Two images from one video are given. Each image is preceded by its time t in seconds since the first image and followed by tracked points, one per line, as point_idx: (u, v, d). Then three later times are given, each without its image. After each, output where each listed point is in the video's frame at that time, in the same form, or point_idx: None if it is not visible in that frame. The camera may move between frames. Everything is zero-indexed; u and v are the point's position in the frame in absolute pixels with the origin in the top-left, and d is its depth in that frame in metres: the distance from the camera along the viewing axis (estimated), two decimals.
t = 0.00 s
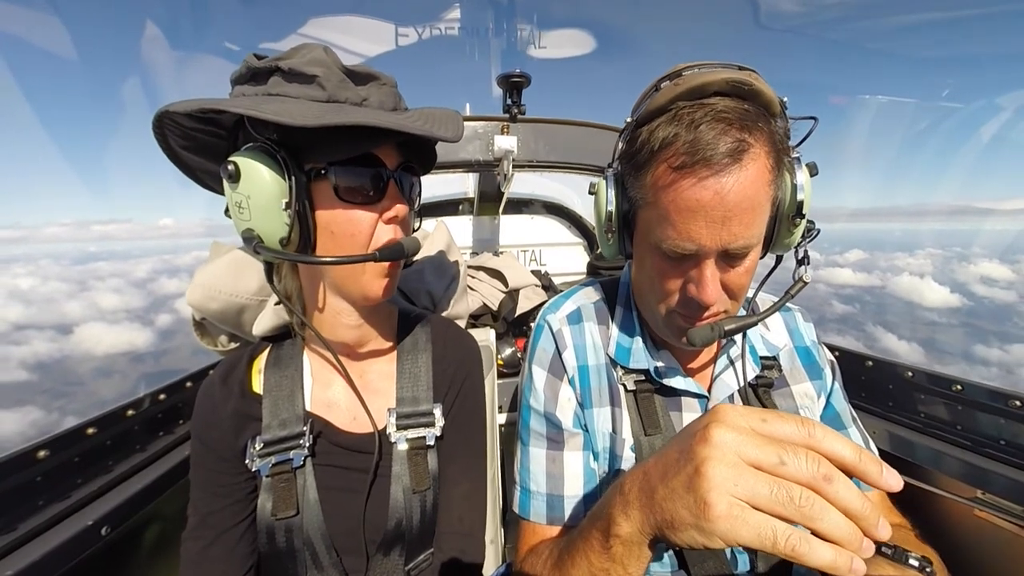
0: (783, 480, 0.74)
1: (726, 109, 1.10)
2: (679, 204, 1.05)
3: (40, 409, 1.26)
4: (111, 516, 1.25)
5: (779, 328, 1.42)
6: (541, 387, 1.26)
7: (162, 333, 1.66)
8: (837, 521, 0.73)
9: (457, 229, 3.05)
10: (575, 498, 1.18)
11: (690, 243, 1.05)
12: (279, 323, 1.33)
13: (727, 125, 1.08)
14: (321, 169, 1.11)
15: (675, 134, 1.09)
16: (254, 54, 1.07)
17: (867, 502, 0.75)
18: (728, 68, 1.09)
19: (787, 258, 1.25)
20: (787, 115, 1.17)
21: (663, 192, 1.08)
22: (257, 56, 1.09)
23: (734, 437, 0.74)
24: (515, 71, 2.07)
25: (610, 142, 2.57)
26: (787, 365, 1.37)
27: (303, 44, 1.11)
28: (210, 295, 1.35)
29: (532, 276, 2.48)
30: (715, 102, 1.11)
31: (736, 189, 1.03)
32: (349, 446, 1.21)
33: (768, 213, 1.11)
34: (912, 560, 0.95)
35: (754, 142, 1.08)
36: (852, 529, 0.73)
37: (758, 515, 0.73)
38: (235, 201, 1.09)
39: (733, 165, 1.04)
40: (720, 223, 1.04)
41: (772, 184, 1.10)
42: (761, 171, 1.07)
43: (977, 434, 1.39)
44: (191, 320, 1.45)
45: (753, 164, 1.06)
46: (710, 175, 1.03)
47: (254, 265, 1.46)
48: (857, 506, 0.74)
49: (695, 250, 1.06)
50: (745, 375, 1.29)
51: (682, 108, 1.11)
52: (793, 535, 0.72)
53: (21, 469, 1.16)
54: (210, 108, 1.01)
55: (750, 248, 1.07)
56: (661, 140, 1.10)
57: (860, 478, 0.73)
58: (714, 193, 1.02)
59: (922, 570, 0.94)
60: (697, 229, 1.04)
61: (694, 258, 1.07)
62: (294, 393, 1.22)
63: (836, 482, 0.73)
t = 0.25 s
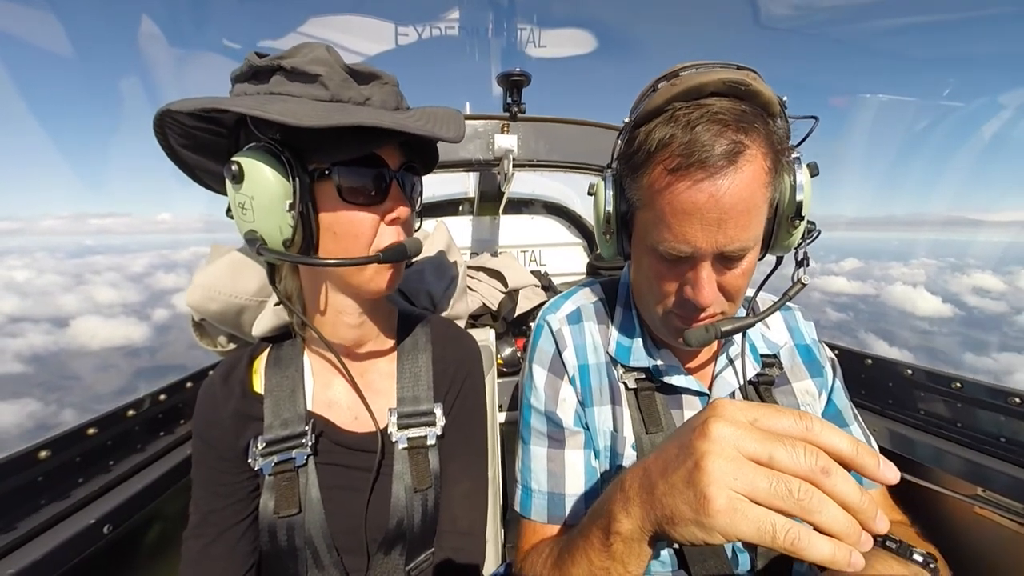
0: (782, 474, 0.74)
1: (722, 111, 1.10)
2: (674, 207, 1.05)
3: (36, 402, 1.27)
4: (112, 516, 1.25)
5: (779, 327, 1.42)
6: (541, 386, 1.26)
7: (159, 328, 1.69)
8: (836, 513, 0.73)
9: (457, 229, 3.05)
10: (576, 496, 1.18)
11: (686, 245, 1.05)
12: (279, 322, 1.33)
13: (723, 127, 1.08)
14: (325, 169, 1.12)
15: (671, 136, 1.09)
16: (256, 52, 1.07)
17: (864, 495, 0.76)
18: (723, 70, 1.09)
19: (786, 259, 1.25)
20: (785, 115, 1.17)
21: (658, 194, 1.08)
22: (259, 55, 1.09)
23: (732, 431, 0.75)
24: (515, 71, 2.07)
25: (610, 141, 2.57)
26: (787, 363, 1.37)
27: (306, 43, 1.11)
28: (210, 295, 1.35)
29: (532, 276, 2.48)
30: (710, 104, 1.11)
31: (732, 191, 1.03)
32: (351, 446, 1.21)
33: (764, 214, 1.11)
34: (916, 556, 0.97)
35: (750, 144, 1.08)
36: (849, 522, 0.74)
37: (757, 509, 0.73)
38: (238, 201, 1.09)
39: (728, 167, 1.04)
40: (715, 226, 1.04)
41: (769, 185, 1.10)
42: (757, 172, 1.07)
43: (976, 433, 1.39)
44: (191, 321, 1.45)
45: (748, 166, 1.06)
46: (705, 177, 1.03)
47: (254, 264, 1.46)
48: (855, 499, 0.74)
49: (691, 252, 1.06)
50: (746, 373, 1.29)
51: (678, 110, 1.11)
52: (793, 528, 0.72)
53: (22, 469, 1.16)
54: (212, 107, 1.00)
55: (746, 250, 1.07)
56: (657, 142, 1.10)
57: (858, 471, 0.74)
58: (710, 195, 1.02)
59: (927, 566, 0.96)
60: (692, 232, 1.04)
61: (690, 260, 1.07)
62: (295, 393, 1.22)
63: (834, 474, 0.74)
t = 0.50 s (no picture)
0: (778, 472, 0.74)
1: (725, 103, 1.10)
2: (679, 197, 1.05)
3: (36, 396, 1.33)
4: (111, 515, 1.25)
5: (779, 325, 1.42)
6: (542, 386, 1.26)
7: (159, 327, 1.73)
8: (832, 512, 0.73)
9: (457, 228, 3.04)
10: (576, 496, 1.18)
11: (691, 236, 1.05)
12: (279, 321, 1.32)
13: (727, 118, 1.08)
14: (336, 170, 1.11)
15: (675, 128, 1.09)
16: (269, 51, 1.07)
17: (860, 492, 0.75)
18: (726, 62, 1.09)
19: (786, 254, 1.24)
20: (787, 111, 1.17)
21: (663, 186, 1.08)
22: (272, 54, 1.08)
23: (729, 429, 0.74)
24: (515, 71, 2.06)
25: (610, 141, 2.57)
26: (787, 362, 1.37)
27: (319, 44, 1.11)
28: (210, 293, 1.35)
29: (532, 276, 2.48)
30: (714, 97, 1.11)
31: (737, 181, 1.03)
32: (351, 446, 1.21)
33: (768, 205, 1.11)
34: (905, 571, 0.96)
35: (754, 135, 1.08)
36: (845, 519, 0.74)
37: (754, 507, 0.73)
38: (249, 198, 1.09)
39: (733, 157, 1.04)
40: (720, 215, 1.04)
41: (773, 177, 1.10)
42: (761, 163, 1.07)
43: (976, 434, 1.39)
44: (192, 320, 1.45)
45: (753, 156, 1.06)
46: (710, 167, 1.03)
47: (255, 264, 1.46)
48: (849, 497, 0.74)
49: (696, 243, 1.06)
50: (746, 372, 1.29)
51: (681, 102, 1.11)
52: (789, 526, 0.72)
53: (21, 469, 1.16)
54: (223, 104, 1.00)
55: (751, 240, 1.07)
56: (661, 134, 1.10)
57: (854, 469, 0.74)
58: (715, 185, 1.02)
59: None
60: (697, 222, 1.04)
61: (694, 251, 1.07)
62: (295, 392, 1.22)
63: (830, 472, 0.73)
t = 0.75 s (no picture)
0: (772, 468, 0.74)
1: (713, 102, 1.11)
2: (670, 196, 1.05)
3: (42, 402, 1.35)
4: (111, 515, 1.25)
5: (778, 326, 1.42)
6: (540, 386, 1.26)
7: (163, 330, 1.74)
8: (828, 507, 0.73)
9: (457, 229, 3.05)
10: (574, 496, 1.19)
11: (684, 234, 1.06)
12: (279, 322, 1.32)
13: (716, 117, 1.08)
14: (329, 167, 1.12)
15: (665, 128, 1.09)
16: (258, 54, 1.07)
17: (854, 488, 0.75)
18: (713, 63, 1.10)
19: (783, 250, 1.24)
20: (777, 109, 1.17)
21: (654, 186, 1.08)
22: (262, 57, 1.09)
23: (723, 426, 0.74)
24: (515, 72, 2.07)
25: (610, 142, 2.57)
26: (787, 363, 1.37)
27: (307, 45, 1.11)
28: (210, 294, 1.36)
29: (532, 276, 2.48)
30: (702, 97, 1.11)
31: (727, 179, 1.04)
32: (351, 445, 1.21)
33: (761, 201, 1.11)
34: None
35: (743, 133, 1.08)
36: (841, 516, 0.73)
37: (748, 504, 0.73)
38: (241, 199, 1.09)
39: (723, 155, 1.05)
40: (712, 213, 1.04)
41: (764, 174, 1.11)
42: (752, 160, 1.07)
43: (976, 434, 1.39)
44: (192, 321, 1.45)
45: (743, 154, 1.06)
46: (701, 165, 1.04)
47: (255, 264, 1.46)
48: (843, 492, 0.74)
49: (688, 241, 1.06)
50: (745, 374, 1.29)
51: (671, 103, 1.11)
52: (783, 522, 0.72)
53: (21, 469, 1.16)
54: (216, 107, 1.00)
55: (743, 237, 1.07)
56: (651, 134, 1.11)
57: (849, 465, 0.74)
58: (706, 183, 1.03)
59: None
60: (690, 220, 1.05)
61: (688, 249, 1.07)
62: (294, 392, 1.22)
63: (824, 468, 0.73)
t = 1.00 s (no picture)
0: (771, 468, 0.74)
1: (711, 110, 1.11)
2: (667, 206, 1.06)
3: (50, 407, 1.35)
4: (112, 515, 1.26)
5: (778, 327, 1.43)
6: (540, 386, 1.26)
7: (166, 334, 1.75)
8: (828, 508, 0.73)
9: (457, 229, 3.05)
10: (574, 495, 1.19)
11: (680, 244, 1.06)
12: (279, 322, 1.33)
13: (713, 126, 1.08)
14: (329, 170, 1.12)
15: (662, 136, 1.09)
16: (258, 52, 1.07)
17: (853, 488, 0.75)
18: (712, 69, 1.10)
19: (781, 252, 1.24)
20: (777, 112, 1.17)
21: (651, 195, 1.08)
22: (261, 56, 1.09)
23: (723, 426, 0.75)
24: (515, 71, 2.07)
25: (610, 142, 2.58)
26: (786, 363, 1.37)
27: (307, 44, 1.11)
28: (211, 295, 1.36)
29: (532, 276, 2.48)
30: (700, 104, 1.11)
31: (725, 188, 1.03)
32: (352, 445, 1.21)
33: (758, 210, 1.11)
34: None
35: (741, 142, 1.08)
36: (840, 516, 0.73)
37: (748, 504, 0.73)
38: (241, 201, 1.09)
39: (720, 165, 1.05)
40: (709, 224, 1.04)
41: (762, 181, 1.11)
42: (749, 169, 1.07)
43: (977, 433, 1.39)
44: (192, 321, 1.45)
45: (741, 163, 1.06)
46: (698, 175, 1.04)
47: (254, 264, 1.46)
48: (842, 492, 0.74)
49: (685, 251, 1.06)
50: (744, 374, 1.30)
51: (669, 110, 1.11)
52: (782, 522, 0.72)
53: (22, 468, 1.16)
54: (216, 107, 1.00)
55: (740, 247, 1.08)
56: (649, 142, 1.11)
57: (848, 465, 0.74)
58: (703, 193, 1.03)
59: None
60: (686, 230, 1.05)
61: (684, 259, 1.08)
62: (295, 392, 1.22)
63: (824, 468, 0.74)
